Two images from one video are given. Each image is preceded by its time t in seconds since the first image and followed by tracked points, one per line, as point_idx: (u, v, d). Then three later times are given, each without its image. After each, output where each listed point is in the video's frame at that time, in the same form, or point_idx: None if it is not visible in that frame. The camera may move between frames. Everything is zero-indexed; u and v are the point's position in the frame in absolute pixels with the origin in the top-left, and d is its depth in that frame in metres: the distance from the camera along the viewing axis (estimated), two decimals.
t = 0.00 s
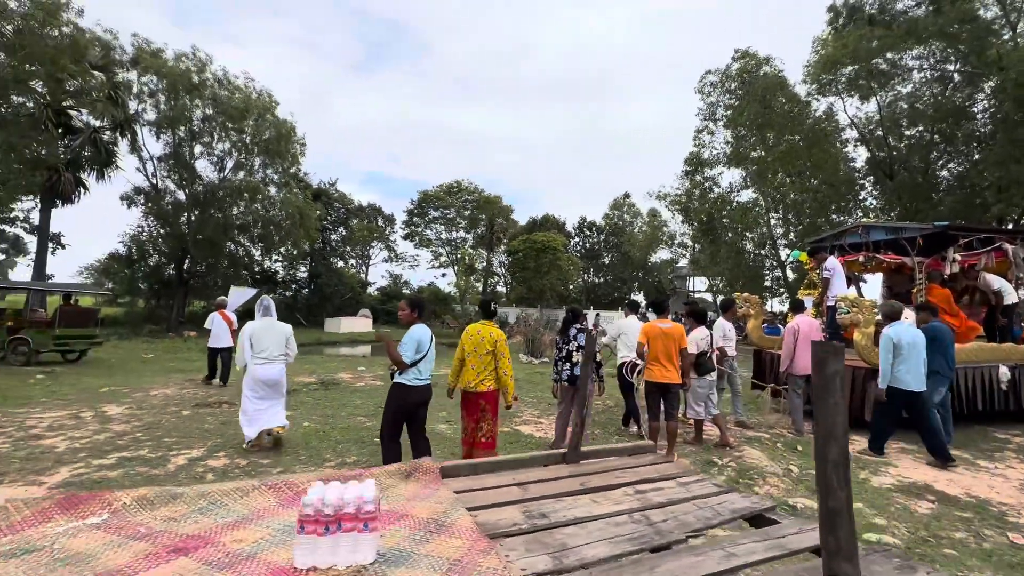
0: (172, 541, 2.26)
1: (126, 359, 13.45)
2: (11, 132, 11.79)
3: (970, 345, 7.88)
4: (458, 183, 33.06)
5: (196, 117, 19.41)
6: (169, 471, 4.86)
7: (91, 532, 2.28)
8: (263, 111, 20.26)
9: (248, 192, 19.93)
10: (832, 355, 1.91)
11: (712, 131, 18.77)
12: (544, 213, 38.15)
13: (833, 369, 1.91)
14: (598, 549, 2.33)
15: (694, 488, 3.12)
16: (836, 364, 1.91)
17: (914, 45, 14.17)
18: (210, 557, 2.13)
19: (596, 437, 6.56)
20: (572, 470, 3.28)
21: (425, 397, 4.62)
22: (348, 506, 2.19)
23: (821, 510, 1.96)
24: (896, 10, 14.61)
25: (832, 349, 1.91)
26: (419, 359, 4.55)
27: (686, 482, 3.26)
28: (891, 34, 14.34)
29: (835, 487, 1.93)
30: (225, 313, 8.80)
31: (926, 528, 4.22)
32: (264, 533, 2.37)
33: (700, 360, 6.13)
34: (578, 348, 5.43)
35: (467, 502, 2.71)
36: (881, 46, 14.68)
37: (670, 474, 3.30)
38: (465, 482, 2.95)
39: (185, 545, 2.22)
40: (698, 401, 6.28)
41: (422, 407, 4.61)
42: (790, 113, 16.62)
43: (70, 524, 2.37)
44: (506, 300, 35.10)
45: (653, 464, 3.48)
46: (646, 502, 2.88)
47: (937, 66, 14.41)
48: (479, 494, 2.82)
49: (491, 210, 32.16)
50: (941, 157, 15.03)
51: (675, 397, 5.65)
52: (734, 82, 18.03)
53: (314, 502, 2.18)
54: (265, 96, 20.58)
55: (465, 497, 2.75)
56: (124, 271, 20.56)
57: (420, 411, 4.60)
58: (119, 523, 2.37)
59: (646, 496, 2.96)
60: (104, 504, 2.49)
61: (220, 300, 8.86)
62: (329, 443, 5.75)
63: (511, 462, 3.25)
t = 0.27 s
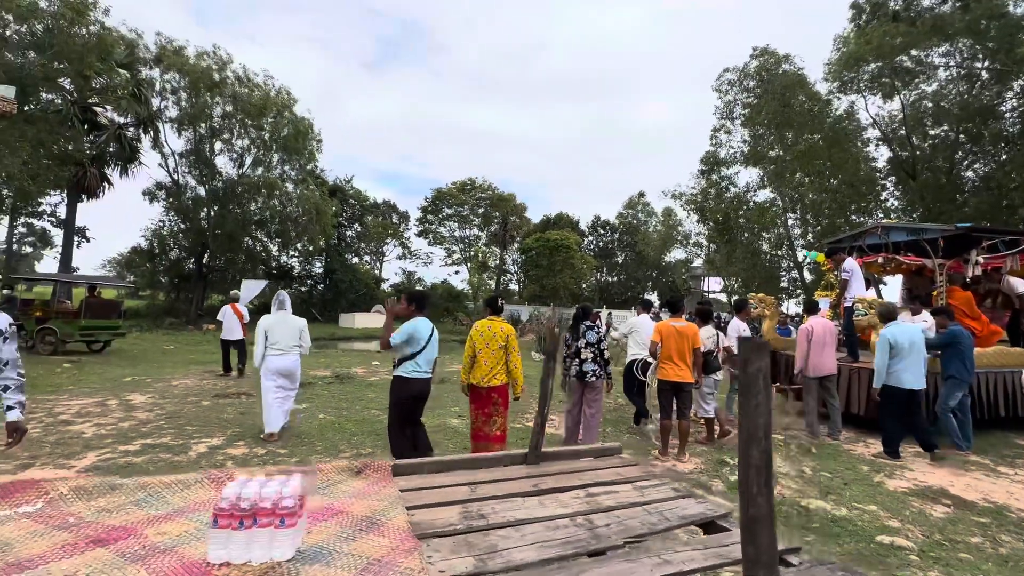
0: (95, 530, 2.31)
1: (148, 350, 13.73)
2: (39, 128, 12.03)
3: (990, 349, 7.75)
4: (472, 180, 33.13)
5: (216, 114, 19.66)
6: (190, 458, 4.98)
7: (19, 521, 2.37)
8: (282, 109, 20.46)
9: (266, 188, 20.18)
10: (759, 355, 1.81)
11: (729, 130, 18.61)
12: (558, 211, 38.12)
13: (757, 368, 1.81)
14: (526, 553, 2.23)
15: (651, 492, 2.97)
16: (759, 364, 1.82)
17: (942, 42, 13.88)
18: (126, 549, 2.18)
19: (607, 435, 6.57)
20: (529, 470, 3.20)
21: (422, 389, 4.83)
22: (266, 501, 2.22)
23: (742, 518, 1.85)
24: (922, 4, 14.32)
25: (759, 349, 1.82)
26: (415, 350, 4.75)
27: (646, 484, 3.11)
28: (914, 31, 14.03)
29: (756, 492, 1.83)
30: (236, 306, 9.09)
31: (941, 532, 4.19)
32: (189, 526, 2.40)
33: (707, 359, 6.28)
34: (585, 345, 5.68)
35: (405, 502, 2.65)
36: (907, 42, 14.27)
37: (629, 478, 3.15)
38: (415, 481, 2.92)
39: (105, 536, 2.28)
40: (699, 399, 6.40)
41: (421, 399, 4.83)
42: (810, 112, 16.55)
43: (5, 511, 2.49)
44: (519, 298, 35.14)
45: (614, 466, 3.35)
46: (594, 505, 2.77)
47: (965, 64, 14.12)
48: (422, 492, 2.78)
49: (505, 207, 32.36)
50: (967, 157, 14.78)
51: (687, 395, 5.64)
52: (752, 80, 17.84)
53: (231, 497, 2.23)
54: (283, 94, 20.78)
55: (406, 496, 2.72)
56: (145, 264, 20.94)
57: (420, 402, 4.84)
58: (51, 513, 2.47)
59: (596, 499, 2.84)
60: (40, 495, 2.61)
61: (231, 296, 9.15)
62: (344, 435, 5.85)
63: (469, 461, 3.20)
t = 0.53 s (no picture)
0: None
1: (161, 344, 13.91)
2: (56, 126, 12.22)
3: (1004, 354, 7.64)
4: (481, 179, 33.16)
5: (228, 112, 19.82)
6: (202, 451, 5.05)
7: None
8: (293, 107, 20.59)
9: (277, 185, 20.33)
10: (655, 361, 1.93)
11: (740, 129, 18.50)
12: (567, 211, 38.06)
13: (651, 373, 1.93)
14: (430, 560, 2.41)
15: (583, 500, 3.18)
16: (655, 369, 1.93)
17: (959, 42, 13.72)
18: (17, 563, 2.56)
19: (614, 435, 6.56)
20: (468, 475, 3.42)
21: (421, 384, 4.96)
22: (150, 504, 2.66)
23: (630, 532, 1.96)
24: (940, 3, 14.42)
25: (658, 355, 1.93)
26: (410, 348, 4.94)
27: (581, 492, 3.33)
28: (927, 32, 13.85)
29: (642, 507, 1.93)
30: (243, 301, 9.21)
31: (950, 537, 4.16)
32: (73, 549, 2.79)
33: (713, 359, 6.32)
34: (587, 344, 5.77)
35: (333, 504, 2.89)
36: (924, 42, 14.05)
37: (564, 484, 3.36)
38: (352, 485, 3.15)
39: None
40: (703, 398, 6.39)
41: (418, 394, 4.95)
42: (823, 112, 16.45)
43: None
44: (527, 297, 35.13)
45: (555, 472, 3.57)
46: (520, 510, 2.98)
47: (983, 63, 13.92)
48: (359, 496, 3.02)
49: (514, 206, 32.38)
50: (984, 158, 14.59)
51: (694, 396, 5.64)
52: (764, 79, 17.73)
53: (115, 500, 2.65)
54: (294, 92, 20.90)
55: (338, 499, 2.96)
56: (158, 260, 21.14)
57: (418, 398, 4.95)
58: None
59: (527, 505, 3.06)
60: None
61: (241, 291, 9.34)
62: (353, 431, 5.90)
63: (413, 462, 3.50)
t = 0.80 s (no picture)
0: None
1: (163, 343, 13.96)
2: (60, 124, 12.27)
3: (1006, 356, 7.61)
4: (483, 180, 33.17)
5: (230, 111, 19.86)
6: (203, 449, 5.07)
7: None
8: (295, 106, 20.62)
9: (279, 185, 20.39)
10: (542, 363, 2.09)
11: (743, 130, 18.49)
12: (569, 211, 38.06)
13: (539, 375, 2.09)
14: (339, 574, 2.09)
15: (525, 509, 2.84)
16: (542, 371, 2.10)
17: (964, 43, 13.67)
18: None
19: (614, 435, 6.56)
20: (411, 480, 3.13)
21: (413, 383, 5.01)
22: (32, 510, 1.88)
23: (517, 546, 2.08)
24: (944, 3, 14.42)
25: (546, 357, 2.09)
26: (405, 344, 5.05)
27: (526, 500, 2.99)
28: (933, 33, 13.82)
29: (526, 520, 2.07)
30: (246, 300, 9.27)
31: (950, 540, 4.16)
32: None
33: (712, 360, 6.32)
34: (582, 342, 5.83)
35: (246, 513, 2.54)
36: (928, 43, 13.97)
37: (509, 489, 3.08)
38: (276, 488, 2.86)
39: None
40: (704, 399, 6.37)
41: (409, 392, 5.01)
42: (825, 114, 16.43)
43: None
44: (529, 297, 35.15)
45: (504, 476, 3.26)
46: (450, 518, 2.66)
47: (987, 65, 13.89)
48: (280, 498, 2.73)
49: (516, 206, 32.40)
50: (987, 160, 14.54)
51: (693, 397, 5.65)
52: (767, 80, 17.73)
53: None
54: (296, 91, 20.92)
55: (254, 504, 2.63)
56: (161, 259, 21.21)
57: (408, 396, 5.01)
58: None
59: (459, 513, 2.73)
60: None
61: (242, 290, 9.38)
62: (353, 430, 5.92)
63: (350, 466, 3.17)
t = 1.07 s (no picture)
0: None
1: (160, 344, 13.93)
2: (59, 124, 12.26)
3: (1002, 360, 7.62)
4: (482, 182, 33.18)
5: (229, 112, 19.85)
6: (199, 451, 5.06)
7: None
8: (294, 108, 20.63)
9: (278, 186, 20.38)
10: (391, 364, 1.90)
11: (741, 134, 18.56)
12: (567, 214, 38.11)
13: (386, 376, 1.91)
14: None
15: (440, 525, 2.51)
16: (392, 372, 1.91)
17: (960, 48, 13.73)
18: None
19: (611, 438, 6.55)
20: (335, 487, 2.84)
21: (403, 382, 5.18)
22: None
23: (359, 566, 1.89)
24: (941, 7, 14.27)
25: (396, 356, 1.90)
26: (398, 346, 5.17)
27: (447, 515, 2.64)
28: (930, 38, 13.86)
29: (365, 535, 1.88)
30: (245, 302, 9.29)
31: (946, 543, 4.16)
32: None
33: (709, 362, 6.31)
34: (578, 345, 5.84)
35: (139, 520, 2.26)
36: (924, 48, 14.09)
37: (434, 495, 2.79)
38: (184, 494, 2.54)
39: None
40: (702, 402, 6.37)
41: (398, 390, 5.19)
42: (823, 118, 16.51)
43: None
44: (527, 299, 35.16)
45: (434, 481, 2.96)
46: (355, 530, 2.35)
47: (983, 69, 13.93)
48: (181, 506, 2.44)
49: (515, 209, 32.41)
50: (985, 164, 14.57)
51: (690, 400, 5.65)
52: (765, 84, 17.80)
53: None
54: (295, 93, 20.92)
55: (152, 513, 2.33)
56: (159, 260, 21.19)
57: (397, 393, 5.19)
58: None
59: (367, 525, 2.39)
60: None
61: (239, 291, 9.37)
62: (349, 432, 5.92)
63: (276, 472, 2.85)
